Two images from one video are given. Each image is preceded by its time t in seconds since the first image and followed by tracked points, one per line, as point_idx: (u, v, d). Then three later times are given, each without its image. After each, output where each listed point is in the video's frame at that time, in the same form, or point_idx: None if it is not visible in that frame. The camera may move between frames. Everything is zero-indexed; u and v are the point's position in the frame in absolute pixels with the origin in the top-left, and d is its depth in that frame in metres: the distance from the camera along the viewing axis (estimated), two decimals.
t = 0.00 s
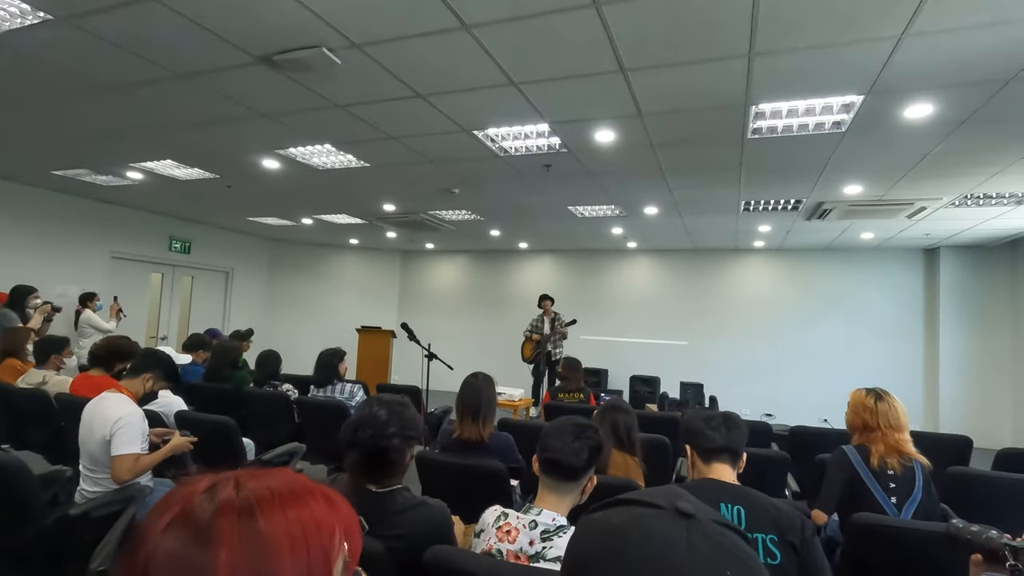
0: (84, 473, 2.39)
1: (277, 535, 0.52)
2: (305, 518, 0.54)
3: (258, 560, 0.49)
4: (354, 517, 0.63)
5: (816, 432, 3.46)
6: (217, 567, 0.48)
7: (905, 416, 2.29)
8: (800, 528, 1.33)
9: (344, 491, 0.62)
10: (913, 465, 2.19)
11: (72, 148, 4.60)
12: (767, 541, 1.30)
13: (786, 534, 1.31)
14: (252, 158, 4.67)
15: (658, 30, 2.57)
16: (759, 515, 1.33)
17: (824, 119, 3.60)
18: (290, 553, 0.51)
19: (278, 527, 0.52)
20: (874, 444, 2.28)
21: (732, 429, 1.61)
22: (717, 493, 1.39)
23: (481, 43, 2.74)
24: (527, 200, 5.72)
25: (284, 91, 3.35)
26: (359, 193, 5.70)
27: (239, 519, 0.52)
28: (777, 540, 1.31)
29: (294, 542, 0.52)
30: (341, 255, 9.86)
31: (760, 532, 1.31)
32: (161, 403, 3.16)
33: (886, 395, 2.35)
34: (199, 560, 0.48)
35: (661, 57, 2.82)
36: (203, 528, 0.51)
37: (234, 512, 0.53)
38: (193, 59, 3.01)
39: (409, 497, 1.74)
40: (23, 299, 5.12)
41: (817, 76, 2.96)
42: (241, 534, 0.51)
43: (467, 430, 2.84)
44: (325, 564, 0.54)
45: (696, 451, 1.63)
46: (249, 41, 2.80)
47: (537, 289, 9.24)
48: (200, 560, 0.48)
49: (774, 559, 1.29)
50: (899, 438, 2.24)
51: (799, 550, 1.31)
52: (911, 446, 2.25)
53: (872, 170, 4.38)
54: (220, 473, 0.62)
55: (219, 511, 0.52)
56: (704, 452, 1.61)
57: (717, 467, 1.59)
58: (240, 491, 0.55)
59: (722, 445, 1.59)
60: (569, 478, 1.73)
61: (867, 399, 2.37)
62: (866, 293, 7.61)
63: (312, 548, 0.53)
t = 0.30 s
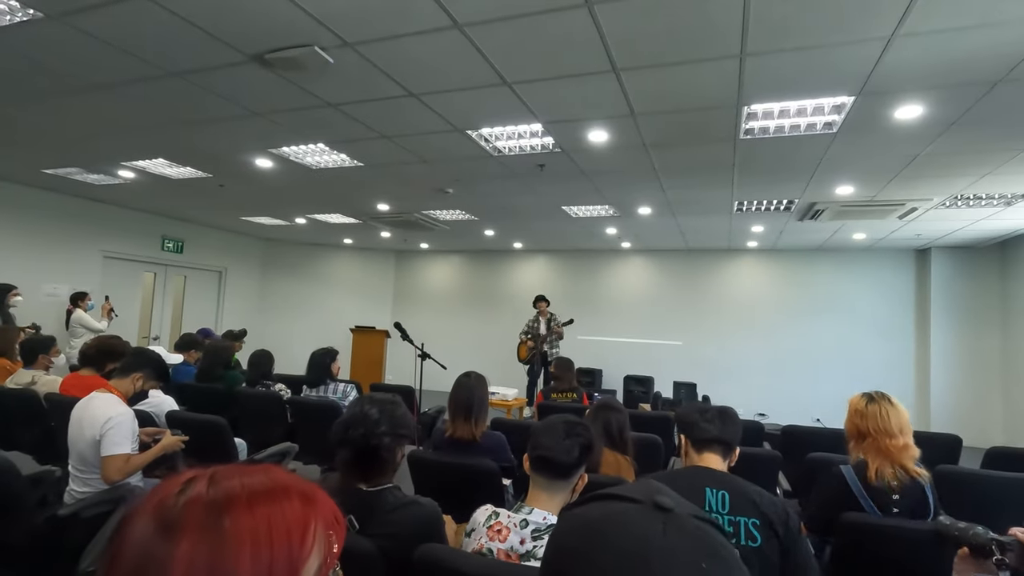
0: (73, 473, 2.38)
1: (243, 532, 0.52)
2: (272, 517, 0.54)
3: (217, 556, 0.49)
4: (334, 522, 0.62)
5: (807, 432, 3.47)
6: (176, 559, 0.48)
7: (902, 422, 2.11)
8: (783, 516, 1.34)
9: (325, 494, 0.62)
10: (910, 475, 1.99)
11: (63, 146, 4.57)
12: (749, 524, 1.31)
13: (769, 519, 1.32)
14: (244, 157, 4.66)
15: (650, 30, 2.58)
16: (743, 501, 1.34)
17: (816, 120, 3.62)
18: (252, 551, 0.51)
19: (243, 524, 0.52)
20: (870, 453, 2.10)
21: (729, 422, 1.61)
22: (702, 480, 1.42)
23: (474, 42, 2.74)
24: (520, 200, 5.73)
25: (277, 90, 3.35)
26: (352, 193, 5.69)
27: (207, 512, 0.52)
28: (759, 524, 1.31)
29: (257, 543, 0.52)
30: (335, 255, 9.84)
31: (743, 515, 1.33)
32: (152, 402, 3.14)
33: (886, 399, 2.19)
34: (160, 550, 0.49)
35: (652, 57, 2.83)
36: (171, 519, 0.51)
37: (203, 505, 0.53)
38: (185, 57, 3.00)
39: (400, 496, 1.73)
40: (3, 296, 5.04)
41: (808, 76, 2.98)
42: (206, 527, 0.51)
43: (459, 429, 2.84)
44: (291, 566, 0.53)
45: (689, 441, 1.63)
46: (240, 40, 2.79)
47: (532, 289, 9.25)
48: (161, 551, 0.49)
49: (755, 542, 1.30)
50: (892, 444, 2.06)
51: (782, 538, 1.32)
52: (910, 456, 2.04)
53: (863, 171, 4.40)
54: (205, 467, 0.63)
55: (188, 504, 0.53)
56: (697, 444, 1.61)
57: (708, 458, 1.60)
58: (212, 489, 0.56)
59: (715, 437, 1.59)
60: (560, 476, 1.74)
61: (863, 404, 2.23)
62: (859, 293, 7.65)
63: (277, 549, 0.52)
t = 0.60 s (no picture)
0: (69, 473, 2.37)
1: (245, 530, 0.52)
2: (275, 516, 0.54)
3: (221, 552, 0.50)
4: (337, 524, 0.62)
5: (803, 432, 3.50)
6: (179, 555, 0.48)
7: (905, 432, 2.10)
8: (767, 509, 1.35)
9: (328, 496, 0.62)
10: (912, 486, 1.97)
11: (59, 145, 4.55)
12: (732, 521, 1.34)
13: (752, 514, 1.34)
14: (242, 156, 4.65)
15: (647, 30, 2.59)
16: (723, 499, 1.36)
17: (812, 121, 3.64)
18: (255, 548, 0.51)
19: (246, 523, 0.53)
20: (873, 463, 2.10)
21: (711, 421, 1.62)
22: (688, 481, 1.43)
23: (471, 42, 2.75)
24: (518, 199, 5.74)
25: (274, 90, 3.35)
26: (349, 193, 5.69)
27: (212, 510, 0.53)
28: (742, 521, 1.34)
29: (259, 541, 0.52)
30: (332, 254, 9.83)
31: (726, 514, 1.35)
32: (150, 402, 3.13)
33: (891, 409, 2.19)
34: (163, 546, 0.49)
35: (650, 58, 2.84)
36: (176, 516, 0.52)
37: (208, 503, 0.54)
38: (182, 57, 2.99)
39: (397, 495, 1.73)
40: None
41: (805, 77, 2.99)
42: (210, 524, 0.51)
43: (457, 429, 2.85)
44: (293, 566, 0.53)
45: (673, 442, 1.64)
46: (238, 40, 2.79)
47: (529, 289, 9.26)
48: (165, 546, 0.49)
49: (738, 540, 1.33)
50: (892, 453, 2.06)
51: (767, 531, 1.34)
52: (912, 467, 2.03)
53: (859, 171, 4.42)
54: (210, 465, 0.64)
55: (193, 502, 0.53)
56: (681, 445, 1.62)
57: (693, 458, 1.61)
58: (216, 487, 0.56)
59: (694, 436, 1.60)
60: (557, 476, 1.74)
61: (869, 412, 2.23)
62: (854, 293, 7.68)
63: (279, 547, 0.53)
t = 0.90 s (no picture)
0: (67, 473, 2.37)
1: (253, 530, 0.53)
2: (282, 516, 0.55)
3: (230, 553, 0.50)
4: (338, 524, 0.63)
5: (799, 432, 3.51)
6: (189, 556, 0.49)
7: (902, 431, 2.11)
8: (778, 516, 1.35)
9: (330, 496, 0.63)
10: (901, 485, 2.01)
11: (56, 145, 4.54)
12: (746, 535, 1.33)
13: (765, 526, 1.33)
14: (239, 156, 4.64)
15: (645, 32, 2.60)
16: (734, 510, 1.36)
17: (809, 122, 3.66)
18: (263, 548, 0.52)
19: (253, 522, 0.53)
20: (864, 455, 2.13)
21: (702, 415, 1.65)
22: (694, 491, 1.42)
23: (469, 43, 2.75)
24: (515, 200, 5.75)
25: (272, 90, 3.35)
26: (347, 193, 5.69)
27: (218, 510, 0.53)
28: (756, 533, 1.33)
29: (268, 540, 0.53)
30: (330, 254, 9.83)
31: (738, 527, 1.34)
32: (148, 403, 3.13)
33: (893, 409, 2.20)
34: (171, 548, 0.49)
35: (647, 59, 2.85)
36: (183, 518, 0.52)
37: (214, 504, 0.54)
38: (179, 57, 2.99)
39: (396, 495, 1.73)
40: None
41: (802, 78, 3.01)
42: (217, 525, 0.52)
43: (455, 429, 2.86)
44: (300, 565, 0.54)
45: (675, 448, 1.64)
46: (236, 40, 2.79)
47: (526, 289, 9.27)
48: (173, 548, 0.50)
49: (755, 553, 1.32)
50: (886, 448, 2.08)
51: (780, 540, 1.34)
52: (900, 465, 2.05)
53: (855, 172, 4.45)
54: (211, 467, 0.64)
55: (199, 503, 0.54)
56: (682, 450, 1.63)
57: (696, 463, 1.62)
58: (221, 488, 0.57)
59: (698, 440, 1.61)
60: (556, 477, 1.75)
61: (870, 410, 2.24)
62: (851, 293, 7.72)
63: (286, 546, 0.54)
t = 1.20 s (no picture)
0: (65, 473, 2.37)
1: (251, 531, 0.53)
2: (280, 517, 0.56)
3: (227, 553, 0.51)
4: (341, 525, 0.63)
5: (797, 431, 3.53)
6: (187, 557, 0.49)
7: (898, 429, 2.12)
8: (791, 537, 1.36)
9: (331, 498, 0.64)
10: (897, 484, 2.02)
11: (53, 144, 4.52)
12: (758, 558, 1.33)
13: (778, 549, 1.34)
14: (237, 155, 4.63)
15: (643, 31, 2.60)
16: (750, 532, 1.35)
17: (807, 122, 3.66)
18: (261, 550, 0.52)
19: (252, 523, 0.54)
20: (861, 454, 2.14)
21: (714, 418, 1.62)
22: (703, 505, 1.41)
23: (468, 43, 2.75)
24: (513, 199, 5.76)
25: (270, 89, 3.34)
26: (345, 192, 5.69)
27: (218, 511, 0.54)
28: (769, 555, 1.33)
29: (265, 542, 0.53)
30: (328, 253, 9.82)
31: (751, 550, 1.34)
32: (146, 402, 3.13)
33: (887, 406, 2.20)
34: (170, 548, 0.50)
35: (646, 59, 2.85)
36: (183, 518, 0.53)
37: (215, 504, 0.55)
38: (177, 55, 2.98)
39: (395, 495, 1.73)
40: None
41: (800, 78, 3.01)
42: (215, 526, 0.52)
43: (454, 429, 2.86)
44: (298, 566, 0.55)
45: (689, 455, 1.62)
46: (234, 39, 2.78)
47: (525, 288, 9.28)
48: (171, 548, 0.50)
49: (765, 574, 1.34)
50: (882, 447, 2.09)
51: (792, 559, 1.36)
52: (897, 463, 2.06)
53: (853, 172, 4.46)
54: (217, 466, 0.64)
55: (200, 503, 0.54)
56: (689, 445, 1.62)
57: (707, 471, 1.61)
58: (223, 489, 0.57)
59: (712, 447, 1.58)
60: (554, 478, 1.77)
61: (864, 408, 2.25)
62: (848, 292, 7.74)
63: (284, 548, 0.54)
